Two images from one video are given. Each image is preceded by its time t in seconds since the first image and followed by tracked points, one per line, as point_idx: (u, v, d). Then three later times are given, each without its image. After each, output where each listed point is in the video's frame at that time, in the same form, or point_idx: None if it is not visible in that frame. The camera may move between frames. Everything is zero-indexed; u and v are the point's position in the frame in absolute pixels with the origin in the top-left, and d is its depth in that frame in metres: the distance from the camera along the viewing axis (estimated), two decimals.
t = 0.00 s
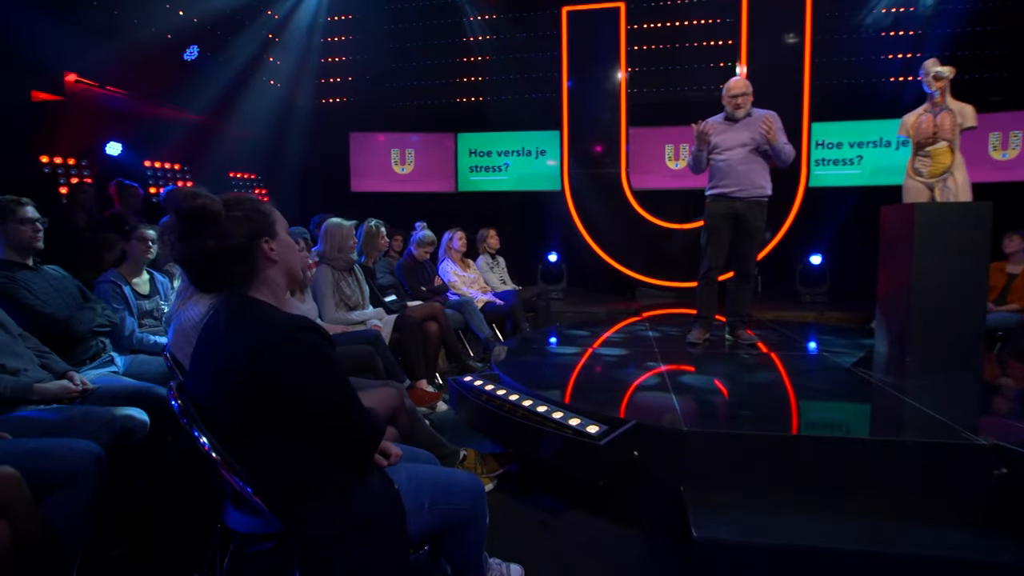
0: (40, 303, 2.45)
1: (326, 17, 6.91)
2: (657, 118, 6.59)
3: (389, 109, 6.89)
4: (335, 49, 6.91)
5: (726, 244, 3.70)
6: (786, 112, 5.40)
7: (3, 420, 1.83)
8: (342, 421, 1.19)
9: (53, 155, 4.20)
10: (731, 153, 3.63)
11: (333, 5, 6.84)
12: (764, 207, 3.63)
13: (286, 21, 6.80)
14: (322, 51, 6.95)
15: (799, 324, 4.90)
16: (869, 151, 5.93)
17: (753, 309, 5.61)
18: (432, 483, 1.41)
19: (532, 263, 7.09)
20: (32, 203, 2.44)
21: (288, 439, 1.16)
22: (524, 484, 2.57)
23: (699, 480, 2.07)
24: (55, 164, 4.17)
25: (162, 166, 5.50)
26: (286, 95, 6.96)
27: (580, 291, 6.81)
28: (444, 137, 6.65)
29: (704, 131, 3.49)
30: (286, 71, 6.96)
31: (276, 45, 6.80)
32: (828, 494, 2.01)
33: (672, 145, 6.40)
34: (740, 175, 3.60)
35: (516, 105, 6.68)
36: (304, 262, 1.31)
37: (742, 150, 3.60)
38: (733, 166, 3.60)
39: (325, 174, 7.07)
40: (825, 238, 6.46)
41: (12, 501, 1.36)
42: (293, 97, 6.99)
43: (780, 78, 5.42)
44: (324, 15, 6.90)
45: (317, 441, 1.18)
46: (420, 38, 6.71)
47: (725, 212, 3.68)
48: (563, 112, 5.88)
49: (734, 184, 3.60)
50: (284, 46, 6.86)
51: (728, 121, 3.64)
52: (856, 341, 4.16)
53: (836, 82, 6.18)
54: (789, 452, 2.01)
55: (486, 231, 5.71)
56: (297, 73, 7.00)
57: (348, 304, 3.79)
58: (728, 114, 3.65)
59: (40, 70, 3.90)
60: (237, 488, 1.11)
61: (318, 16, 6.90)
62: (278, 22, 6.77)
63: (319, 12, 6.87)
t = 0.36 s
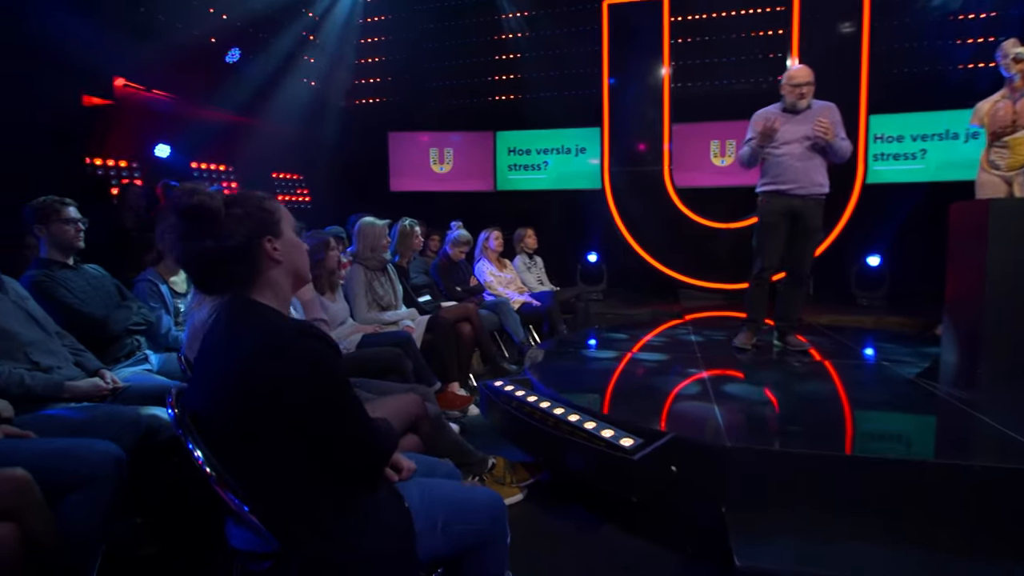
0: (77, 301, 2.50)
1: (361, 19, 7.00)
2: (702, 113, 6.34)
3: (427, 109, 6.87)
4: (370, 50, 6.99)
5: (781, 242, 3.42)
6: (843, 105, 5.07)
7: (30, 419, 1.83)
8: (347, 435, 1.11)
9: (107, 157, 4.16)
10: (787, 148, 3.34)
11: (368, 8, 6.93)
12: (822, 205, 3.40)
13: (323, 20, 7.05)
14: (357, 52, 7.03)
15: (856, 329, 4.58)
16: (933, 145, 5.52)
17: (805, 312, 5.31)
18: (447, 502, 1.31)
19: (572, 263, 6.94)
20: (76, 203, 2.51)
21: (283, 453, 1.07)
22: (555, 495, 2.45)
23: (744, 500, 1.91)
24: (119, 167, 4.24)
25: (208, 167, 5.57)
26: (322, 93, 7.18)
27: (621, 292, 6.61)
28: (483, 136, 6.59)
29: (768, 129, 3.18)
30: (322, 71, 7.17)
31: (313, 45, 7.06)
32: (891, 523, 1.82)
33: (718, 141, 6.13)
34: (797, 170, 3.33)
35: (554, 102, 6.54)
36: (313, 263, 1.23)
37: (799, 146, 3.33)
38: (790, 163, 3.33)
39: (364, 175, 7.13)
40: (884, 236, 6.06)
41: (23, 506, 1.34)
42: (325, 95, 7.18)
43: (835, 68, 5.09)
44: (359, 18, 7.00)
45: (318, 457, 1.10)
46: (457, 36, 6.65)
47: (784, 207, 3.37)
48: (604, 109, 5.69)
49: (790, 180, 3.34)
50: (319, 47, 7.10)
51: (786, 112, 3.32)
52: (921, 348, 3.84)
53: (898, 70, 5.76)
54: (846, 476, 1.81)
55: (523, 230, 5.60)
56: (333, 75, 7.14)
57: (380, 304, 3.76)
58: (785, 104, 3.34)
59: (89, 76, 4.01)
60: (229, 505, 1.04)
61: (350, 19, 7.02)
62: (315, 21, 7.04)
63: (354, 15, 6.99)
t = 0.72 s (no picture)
0: (118, 299, 2.54)
1: (400, 19, 6.98)
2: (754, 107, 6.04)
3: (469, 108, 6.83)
4: (411, 51, 6.98)
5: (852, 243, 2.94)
6: (911, 95, 4.70)
7: (62, 417, 1.86)
8: (355, 451, 1.05)
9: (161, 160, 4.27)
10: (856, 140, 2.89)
11: (408, 9, 6.93)
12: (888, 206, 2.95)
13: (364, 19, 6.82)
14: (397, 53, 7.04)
15: (923, 336, 4.24)
16: (1012, 137, 5.07)
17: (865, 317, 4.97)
18: (462, 522, 1.22)
19: (615, 264, 6.75)
20: (118, 204, 2.57)
21: (286, 469, 1.00)
22: (589, 508, 2.33)
23: (792, 525, 1.75)
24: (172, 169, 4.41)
25: (258, 168, 5.61)
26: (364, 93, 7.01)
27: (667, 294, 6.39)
28: (526, 135, 6.51)
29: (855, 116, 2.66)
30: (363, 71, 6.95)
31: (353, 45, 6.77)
32: (963, 559, 1.62)
33: (771, 136, 5.83)
34: (867, 164, 2.89)
35: (598, 99, 6.39)
36: (321, 264, 1.16)
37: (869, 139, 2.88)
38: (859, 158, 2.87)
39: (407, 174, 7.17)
40: (955, 236, 5.61)
41: (40, 508, 1.33)
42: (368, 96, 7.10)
43: (900, 56, 4.73)
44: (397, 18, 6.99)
45: (322, 475, 1.03)
46: (497, 34, 6.58)
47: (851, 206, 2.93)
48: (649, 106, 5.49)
49: (861, 175, 2.87)
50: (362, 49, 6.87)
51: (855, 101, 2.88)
52: (998, 359, 3.51)
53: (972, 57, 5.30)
54: (911, 505, 1.62)
55: (564, 230, 5.48)
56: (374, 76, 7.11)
57: (416, 305, 3.71)
58: (851, 90, 2.90)
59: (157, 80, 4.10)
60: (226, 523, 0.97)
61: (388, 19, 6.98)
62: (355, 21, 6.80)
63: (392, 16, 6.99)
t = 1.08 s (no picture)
0: (161, 298, 2.60)
1: (442, 20, 7.01)
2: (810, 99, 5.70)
3: (510, 105, 6.79)
4: (452, 51, 7.00)
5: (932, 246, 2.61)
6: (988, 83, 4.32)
7: (98, 413, 1.91)
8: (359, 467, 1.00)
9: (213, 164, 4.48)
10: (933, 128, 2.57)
11: (450, 9, 6.94)
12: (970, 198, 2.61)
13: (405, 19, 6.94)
14: (438, 53, 7.07)
15: (1001, 345, 3.89)
16: None
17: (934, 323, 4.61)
18: (476, 540, 1.15)
19: (661, 264, 6.54)
20: (161, 204, 2.63)
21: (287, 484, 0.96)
22: (626, 523, 2.21)
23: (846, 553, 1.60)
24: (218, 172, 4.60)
25: (306, 169, 5.70)
26: (406, 92, 7.06)
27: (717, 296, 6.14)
28: (570, 133, 6.40)
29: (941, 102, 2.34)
30: (402, 69, 7.04)
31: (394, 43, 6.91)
32: None
33: (829, 130, 5.51)
34: (946, 154, 2.56)
35: (644, 94, 6.18)
36: (330, 265, 1.11)
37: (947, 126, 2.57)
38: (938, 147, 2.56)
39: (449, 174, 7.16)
40: None
41: (65, 505, 1.35)
42: (409, 96, 7.14)
43: (975, 40, 4.35)
44: (438, 19, 7.01)
45: (334, 485, 0.98)
46: (539, 32, 6.50)
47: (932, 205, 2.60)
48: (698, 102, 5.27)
49: (939, 167, 2.56)
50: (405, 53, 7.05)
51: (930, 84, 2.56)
52: None
53: None
54: (987, 540, 1.44)
55: (608, 229, 5.34)
56: (417, 77, 7.16)
57: (453, 305, 3.67)
58: (924, 74, 2.59)
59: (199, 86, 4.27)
60: (225, 539, 0.93)
61: (429, 19, 7.05)
62: (396, 20, 6.88)
63: (434, 16, 7.02)
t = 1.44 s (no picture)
0: (201, 295, 2.67)
1: (483, 19, 6.97)
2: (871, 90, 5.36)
3: (552, 103, 6.72)
4: (493, 49, 6.95)
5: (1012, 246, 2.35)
6: None
7: (134, 407, 1.96)
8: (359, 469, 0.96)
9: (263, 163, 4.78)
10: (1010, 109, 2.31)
11: (490, 7, 6.89)
12: None
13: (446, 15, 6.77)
14: (479, 52, 7.03)
15: None
16: None
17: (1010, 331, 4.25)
18: (489, 553, 1.09)
19: (708, 264, 6.30)
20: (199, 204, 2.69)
21: (283, 488, 0.92)
22: (661, 536, 2.10)
23: None
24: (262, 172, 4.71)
25: (349, 169, 5.80)
26: (448, 92, 7.07)
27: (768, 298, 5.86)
28: (615, 129, 6.34)
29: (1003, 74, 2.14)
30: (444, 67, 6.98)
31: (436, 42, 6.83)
32: None
33: (891, 123, 5.19)
34: None
35: (690, 89, 5.96)
36: (339, 263, 1.08)
37: None
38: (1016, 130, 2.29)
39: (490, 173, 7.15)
40: None
41: (89, 498, 1.37)
42: (450, 95, 7.14)
43: None
44: (480, 17, 6.98)
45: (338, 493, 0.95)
46: (581, 28, 6.39)
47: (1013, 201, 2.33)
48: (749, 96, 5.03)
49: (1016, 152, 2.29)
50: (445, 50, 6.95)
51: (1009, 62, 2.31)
52: None
53: None
54: None
55: (652, 228, 5.18)
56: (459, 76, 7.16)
57: (490, 304, 3.63)
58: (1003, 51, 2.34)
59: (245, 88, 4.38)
60: (224, 547, 0.91)
61: (470, 18, 6.94)
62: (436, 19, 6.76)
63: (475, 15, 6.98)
